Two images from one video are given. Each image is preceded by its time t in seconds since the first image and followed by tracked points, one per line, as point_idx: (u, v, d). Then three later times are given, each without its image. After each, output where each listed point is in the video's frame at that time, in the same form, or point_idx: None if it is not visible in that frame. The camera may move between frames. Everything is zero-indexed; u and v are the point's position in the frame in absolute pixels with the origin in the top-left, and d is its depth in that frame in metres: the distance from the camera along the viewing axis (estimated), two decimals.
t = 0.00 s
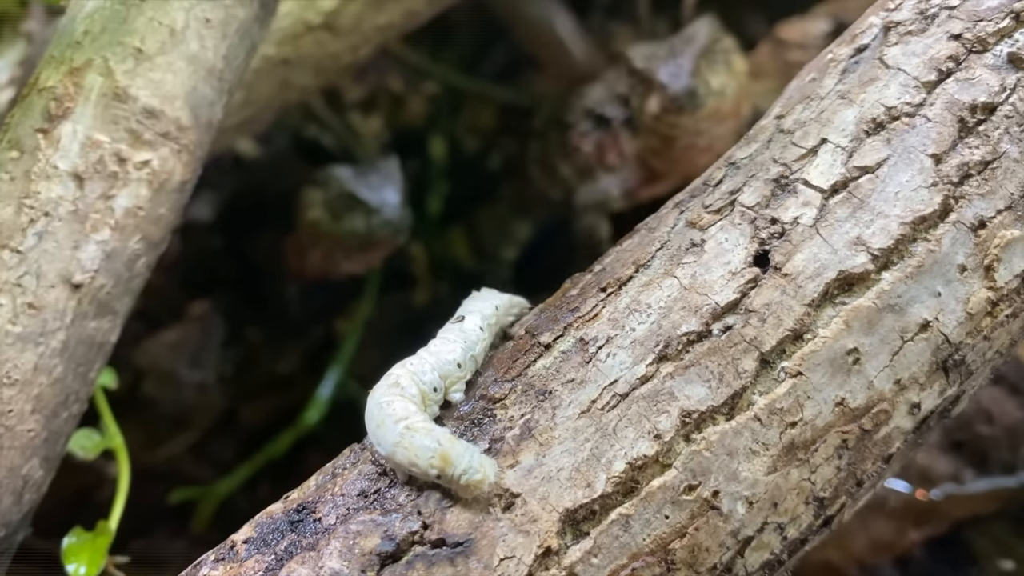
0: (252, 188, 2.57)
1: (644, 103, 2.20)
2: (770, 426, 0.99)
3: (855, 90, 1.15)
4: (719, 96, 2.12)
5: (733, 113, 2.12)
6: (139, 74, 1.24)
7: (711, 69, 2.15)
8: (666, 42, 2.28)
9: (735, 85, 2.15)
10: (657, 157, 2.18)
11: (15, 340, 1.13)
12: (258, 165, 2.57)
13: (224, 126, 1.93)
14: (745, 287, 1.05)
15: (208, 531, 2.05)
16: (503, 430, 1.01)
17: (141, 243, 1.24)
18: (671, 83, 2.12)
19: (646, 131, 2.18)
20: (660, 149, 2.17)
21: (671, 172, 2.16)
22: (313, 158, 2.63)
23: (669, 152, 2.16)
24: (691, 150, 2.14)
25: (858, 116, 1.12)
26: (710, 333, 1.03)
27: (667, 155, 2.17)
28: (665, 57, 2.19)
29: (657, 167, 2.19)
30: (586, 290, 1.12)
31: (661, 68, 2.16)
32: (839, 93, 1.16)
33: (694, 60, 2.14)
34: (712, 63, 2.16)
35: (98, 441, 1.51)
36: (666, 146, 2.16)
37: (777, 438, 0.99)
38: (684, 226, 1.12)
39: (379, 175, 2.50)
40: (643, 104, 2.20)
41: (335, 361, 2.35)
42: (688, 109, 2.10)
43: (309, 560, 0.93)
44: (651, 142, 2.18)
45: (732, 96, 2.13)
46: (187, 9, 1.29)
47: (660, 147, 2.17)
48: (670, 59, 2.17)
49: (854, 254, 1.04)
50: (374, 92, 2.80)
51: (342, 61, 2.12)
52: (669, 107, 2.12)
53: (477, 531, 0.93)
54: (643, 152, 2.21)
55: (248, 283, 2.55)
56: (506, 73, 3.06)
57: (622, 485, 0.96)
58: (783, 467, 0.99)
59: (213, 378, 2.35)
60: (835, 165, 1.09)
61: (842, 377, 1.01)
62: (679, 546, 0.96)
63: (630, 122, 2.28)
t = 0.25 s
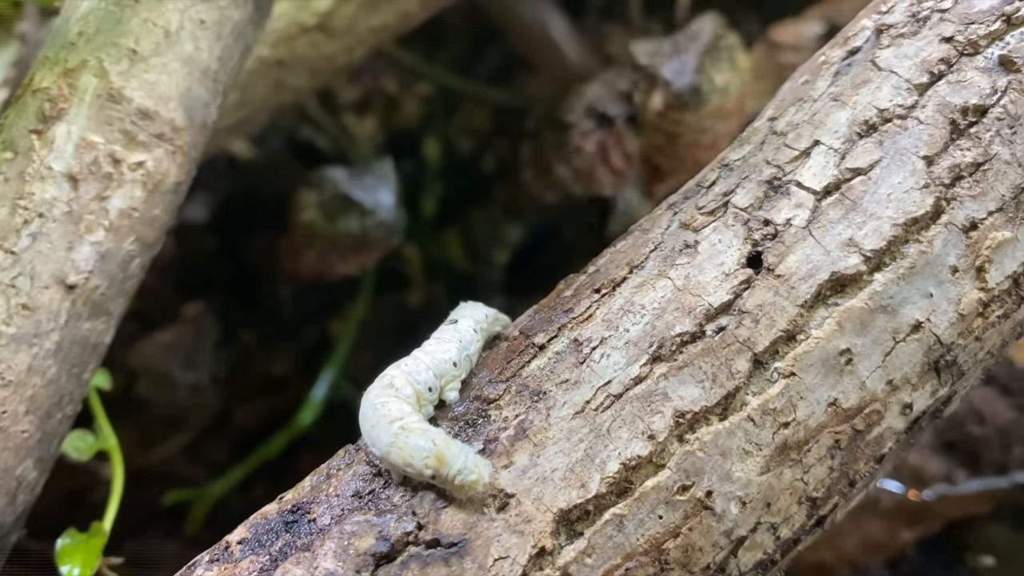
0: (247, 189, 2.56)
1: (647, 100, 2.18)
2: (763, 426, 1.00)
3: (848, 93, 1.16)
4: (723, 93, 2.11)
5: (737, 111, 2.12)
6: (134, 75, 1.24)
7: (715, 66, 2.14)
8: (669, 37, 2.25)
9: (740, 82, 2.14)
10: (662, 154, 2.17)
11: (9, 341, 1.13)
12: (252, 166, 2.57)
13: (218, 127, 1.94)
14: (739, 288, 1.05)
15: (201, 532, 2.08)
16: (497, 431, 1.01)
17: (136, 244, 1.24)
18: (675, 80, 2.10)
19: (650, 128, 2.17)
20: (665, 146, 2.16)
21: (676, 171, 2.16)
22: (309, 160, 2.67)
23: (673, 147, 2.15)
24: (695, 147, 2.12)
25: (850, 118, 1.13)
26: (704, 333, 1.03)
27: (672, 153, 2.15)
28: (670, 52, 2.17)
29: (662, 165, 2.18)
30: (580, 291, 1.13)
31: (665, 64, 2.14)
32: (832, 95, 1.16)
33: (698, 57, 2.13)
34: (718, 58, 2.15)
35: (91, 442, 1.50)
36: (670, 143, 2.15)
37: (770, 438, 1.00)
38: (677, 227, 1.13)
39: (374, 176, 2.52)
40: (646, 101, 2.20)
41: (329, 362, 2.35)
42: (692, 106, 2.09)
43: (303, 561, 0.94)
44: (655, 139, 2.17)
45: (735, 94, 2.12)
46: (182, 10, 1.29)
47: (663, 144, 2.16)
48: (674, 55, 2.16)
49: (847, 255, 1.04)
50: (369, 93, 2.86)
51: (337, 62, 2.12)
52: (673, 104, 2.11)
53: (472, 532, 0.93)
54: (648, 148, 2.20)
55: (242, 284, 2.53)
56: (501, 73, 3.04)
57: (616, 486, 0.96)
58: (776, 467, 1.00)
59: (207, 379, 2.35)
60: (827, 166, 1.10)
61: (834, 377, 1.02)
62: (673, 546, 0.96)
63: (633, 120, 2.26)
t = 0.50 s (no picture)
0: (242, 190, 2.56)
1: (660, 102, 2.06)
2: (758, 427, 1.00)
3: (843, 95, 1.16)
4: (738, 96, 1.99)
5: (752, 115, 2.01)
6: (131, 75, 1.24)
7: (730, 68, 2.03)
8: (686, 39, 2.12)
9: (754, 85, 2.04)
10: (673, 155, 2.10)
11: (5, 341, 1.13)
12: (247, 167, 2.56)
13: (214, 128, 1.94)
14: (734, 290, 1.06)
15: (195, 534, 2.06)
16: (494, 431, 1.01)
17: (132, 244, 1.24)
18: (688, 83, 1.97)
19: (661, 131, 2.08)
20: (677, 150, 2.07)
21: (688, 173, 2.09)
22: (303, 161, 2.67)
23: (685, 152, 2.07)
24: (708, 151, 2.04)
25: (845, 121, 1.14)
26: (700, 335, 1.04)
27: (684, 156, 2.08)
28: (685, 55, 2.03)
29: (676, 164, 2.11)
30: (576, 293, 1.13)
31: (678, 66, 2.00)
32: (827, 98, 1.17)
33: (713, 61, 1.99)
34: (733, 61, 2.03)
35: (87, 443, 1.50)
36: (681, 148, 2.06)
37: (766, 439, 1.00)
38: (673, 229, 1.13)
39: (368, 177, 2.53)
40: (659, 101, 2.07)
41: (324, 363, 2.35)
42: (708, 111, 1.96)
43: (301, 561, 0.94)
44: (667, 142, 2.08)
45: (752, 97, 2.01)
46: (179, 11, 1.30)
47: (675, 148, 2.07)
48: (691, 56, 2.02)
49: (842, 257, 1.05)
50: (364, 94, 2.91)
51: (332, 63, 2.12)
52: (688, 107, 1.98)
53: (469, 532, 0.93)
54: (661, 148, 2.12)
55: (236, 286, 2.53)
56: (495, 74, 3.05)
57: (613, 486, 0.97)
58: (772, 468, 1.00)
59: (202, 380, 2.34)
60: (823, 169, 1.11)
61: (830, 379, 1.03)
62: (669, 546, 0.97)
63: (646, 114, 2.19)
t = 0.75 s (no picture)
0: (234, 190, 2.61)
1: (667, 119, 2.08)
2: (752, 428, 1.01)
3: (836, 98, 1.17)
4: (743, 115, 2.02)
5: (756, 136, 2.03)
6: (124, 74, 1.23)
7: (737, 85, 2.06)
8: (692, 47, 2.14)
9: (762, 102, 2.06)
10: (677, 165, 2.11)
11: None
12: (238, 167, 2.62)
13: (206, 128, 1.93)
14: (728, 291, 1.06)
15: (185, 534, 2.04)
16: (488, 432, 1.01)
17: (125, 244, 1.24)
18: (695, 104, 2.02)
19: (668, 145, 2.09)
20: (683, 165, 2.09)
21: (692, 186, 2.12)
22: (296, 163, 2.73)
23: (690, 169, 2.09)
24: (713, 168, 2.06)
25: (839, 123, 1.14)
26: (693, 336, 1.04)
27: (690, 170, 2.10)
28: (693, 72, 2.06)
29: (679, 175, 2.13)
30: (570, 294, 1.13)
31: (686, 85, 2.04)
32: (821, 100, 1.17)
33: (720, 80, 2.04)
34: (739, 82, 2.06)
35: (78, 442, 1.50)
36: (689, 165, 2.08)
37: (758, 440, 1.01)
38: (667, 230, 1.13)
39: (361, 177, 2.61)
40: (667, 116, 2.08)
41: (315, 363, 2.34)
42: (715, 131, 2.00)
43: (294, 561, 0.93)
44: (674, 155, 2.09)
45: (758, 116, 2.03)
46: (173, 10, 1.29)
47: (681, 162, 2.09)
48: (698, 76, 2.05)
49: (835, 259, 1.05)
50: (356, 94, 2.91)
51: (325, 64, 2.11)
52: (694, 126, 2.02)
53: (463, 533, 0.93)
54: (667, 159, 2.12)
55: (227, 286, 2.55)
56: (488, 75, 3.06)
57: (607, 487, 0.97)
58: (765, 468, 1.01)
59: (192, 380, 2.33)
60: (816, 171, 1.11)
61: (823, 380, 1.03)
62: (662, 547, 0.97)
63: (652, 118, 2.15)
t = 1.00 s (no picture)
0: (225, 189, 2.60)
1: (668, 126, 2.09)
2: (746, 430, 1.01)
3: (831, 101, 1.17)
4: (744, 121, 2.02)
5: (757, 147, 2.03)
6: (119, 71, 1.23)
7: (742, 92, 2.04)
8: (694, 56, 2.16)
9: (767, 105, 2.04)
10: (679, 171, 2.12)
11: None
12: (230, 165, 2.60)
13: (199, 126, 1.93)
14: (722, 293, 1.06)
15: (174, 533, 2.01)
16: (483, 432, 1.01)
17: (118, 241, 1.23)
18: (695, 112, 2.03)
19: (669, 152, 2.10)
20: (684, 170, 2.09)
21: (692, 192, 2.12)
22: (287, 160, 2.71)
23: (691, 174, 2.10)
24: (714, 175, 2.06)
25: (834, 127, 1.15)
26: (688, 337, 1.04)
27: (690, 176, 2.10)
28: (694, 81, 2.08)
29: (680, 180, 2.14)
30: (565, 295, 1.13)
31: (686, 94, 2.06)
32: (815, 103, 1.18)
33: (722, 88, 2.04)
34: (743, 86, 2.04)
35: (69, 441, 1.49)
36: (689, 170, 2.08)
37: (752, 442, 1.01)
38: (662, 232, 1.14)
39: (353, 176, 2.59)
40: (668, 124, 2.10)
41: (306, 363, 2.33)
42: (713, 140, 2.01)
43: (288, 561, 0.93)
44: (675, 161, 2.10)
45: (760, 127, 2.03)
46: (168, 8, 1.29)
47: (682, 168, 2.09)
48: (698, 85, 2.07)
49: (829, 262, 1.06)
50: (348, 93, 2.94)
51: (318, 62, 2.11)
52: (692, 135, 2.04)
53: (457, 533, 0.93)
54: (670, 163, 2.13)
55: (218, 284, 2.54)
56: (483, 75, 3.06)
57: (601, 488, 0.97)
58: (758, 470, 1.01)
59: (182, 378, 2.33)
60: (811, 174, 1.12)
61: (816, 382, 1.04)
62: (656, 548, 0.97)
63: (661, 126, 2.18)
